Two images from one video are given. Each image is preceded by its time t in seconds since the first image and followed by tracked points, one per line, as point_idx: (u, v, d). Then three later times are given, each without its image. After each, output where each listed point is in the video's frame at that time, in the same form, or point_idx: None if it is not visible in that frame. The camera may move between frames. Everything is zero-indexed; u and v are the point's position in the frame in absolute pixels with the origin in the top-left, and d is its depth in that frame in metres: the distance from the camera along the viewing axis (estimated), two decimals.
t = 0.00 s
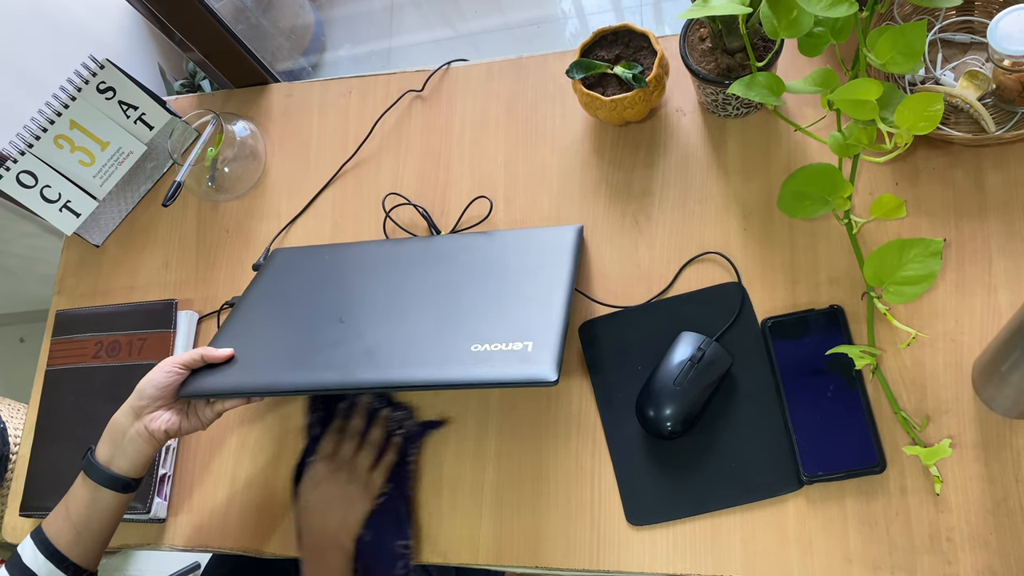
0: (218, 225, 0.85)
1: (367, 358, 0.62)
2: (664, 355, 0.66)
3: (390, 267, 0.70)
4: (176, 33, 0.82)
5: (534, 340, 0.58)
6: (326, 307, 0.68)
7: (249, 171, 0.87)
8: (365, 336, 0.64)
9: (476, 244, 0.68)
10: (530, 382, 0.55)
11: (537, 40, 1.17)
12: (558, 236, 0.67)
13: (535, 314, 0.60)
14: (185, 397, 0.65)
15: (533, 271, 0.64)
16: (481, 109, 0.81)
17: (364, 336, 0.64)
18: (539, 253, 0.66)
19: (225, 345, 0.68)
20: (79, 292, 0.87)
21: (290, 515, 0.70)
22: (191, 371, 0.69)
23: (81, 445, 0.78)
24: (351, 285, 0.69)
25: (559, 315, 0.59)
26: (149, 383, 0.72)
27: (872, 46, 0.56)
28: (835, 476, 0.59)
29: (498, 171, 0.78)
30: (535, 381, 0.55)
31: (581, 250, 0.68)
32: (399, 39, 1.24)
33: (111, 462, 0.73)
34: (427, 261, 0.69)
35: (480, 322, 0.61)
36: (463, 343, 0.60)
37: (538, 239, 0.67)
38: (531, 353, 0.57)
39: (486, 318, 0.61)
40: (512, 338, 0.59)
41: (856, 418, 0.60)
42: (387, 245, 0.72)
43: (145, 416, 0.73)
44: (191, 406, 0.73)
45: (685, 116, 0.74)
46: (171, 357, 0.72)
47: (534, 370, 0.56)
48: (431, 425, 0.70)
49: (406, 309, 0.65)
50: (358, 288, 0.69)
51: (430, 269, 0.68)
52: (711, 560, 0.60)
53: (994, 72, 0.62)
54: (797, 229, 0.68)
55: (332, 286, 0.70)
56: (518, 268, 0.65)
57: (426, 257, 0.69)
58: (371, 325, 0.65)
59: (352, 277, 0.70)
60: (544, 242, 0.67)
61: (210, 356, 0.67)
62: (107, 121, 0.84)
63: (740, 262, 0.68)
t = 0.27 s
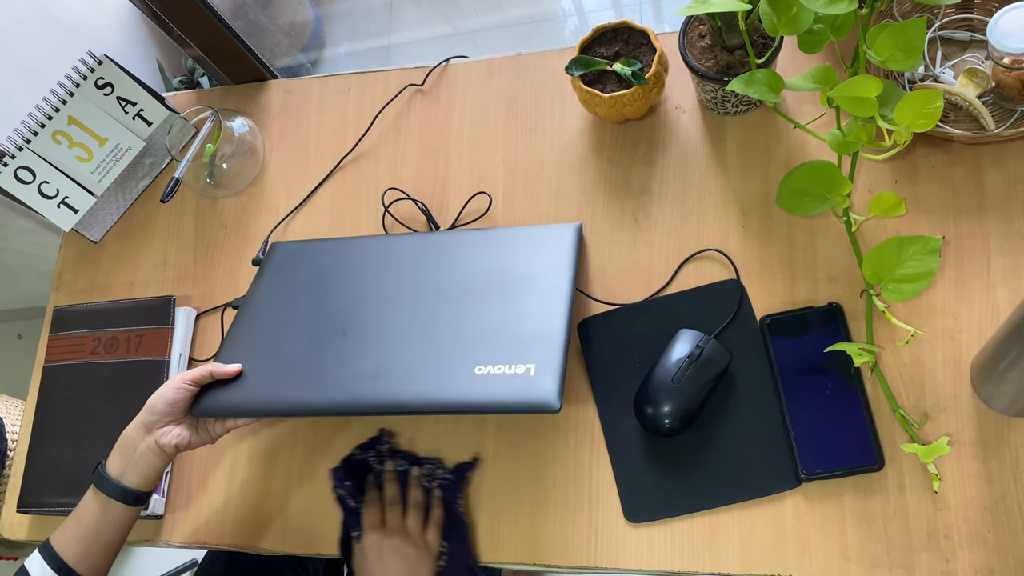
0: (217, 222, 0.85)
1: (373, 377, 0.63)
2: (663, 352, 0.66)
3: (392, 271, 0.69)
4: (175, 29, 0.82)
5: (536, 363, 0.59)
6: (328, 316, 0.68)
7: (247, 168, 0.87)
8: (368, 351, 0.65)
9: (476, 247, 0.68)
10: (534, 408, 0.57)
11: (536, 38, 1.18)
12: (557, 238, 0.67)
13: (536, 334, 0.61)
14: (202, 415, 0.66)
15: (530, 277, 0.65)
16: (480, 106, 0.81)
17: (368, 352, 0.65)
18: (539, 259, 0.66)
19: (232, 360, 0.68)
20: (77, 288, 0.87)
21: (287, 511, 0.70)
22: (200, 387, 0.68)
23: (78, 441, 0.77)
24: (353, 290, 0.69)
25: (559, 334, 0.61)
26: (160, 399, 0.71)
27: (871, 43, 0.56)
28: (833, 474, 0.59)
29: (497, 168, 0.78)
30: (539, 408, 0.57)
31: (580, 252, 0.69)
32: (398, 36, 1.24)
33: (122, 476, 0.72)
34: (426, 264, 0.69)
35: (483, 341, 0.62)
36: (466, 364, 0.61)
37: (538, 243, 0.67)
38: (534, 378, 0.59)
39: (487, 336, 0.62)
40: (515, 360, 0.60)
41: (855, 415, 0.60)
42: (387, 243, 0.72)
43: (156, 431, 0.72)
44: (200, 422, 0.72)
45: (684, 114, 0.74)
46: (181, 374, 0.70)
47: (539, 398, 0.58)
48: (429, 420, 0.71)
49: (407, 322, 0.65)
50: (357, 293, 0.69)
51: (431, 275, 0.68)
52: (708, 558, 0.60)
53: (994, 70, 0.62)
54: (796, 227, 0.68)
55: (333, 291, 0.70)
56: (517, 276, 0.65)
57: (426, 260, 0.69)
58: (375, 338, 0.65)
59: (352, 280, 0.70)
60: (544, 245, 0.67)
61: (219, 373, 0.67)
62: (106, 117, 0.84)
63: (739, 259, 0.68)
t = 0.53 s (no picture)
0: (214, 219, 0.85)
1: (377, 396, 0.64)
2: (659, 350, 0.66)
3: (393, 278, 0.70)
4: (172, 25, 0.82)
5: (537, 388, 0.61)
6: (332, 327, 0.69)
7: (244, 164, 0.86)
8: (372, 367, 0.66)
9: (478, 255, 0.69)
10: (533, 438, 0.60)
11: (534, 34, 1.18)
12: (557, 248, 0.69)
13: (537, 357, 0.63)
14: (220, 429, 0.67)
15: (532, 293, 0.66)
16: (478, 104, 0.81)
17: (372, 367, 0.66)
18: (540, 274, 0.67)
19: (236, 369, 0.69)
20: (73, 285, 0.87)
21: (283, 509, 0.70)
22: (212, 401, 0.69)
23: (74, 438, 0.77)
24: (355, 298, 0.70)
25: (558, 359, 0.63)
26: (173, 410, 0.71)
27: (870, 41, 0.56)
28: (830, 472, 0.59)
29: (495, 165, 0.78)
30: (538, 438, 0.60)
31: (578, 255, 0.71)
32: (396, 33, 1.24)
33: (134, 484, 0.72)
34: (428, 273, 0.70)
35: (486, 361, 0.64)
36: (469, 385, 0.63)
37: (538, 255, 0.69)
38: (535, 403, 0.61)
39: (489, 357, 0.64)
40: (518, 384, 0.62)
41: (852, 413, 0.60)
42: (389, 247, 0.72)
43: (168, 441, 0.72)
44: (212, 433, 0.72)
45: (682, 111, 0.74)
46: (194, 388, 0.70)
47: (538, 426, 0.60)
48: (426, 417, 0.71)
49: (410, 336, 0.67)
50: (360, 302, 0.70)
51: (433, 286, 0.69)
52: (705, 556, 0.60)
53: (992, 68, 0.62)
54: (794, 225, 0.68)
55: (335, 298, 0.71)
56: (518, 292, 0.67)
57: (427, 268, 0.70)
58: (378, 353, 0.67)
59: (354, 286, 0.71)
60: (544, 257, 0.68)
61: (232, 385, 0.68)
62: (102, 113, 0.83)
63: (737, 257, 0.68)
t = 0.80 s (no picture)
0: (212, 217, 0.85)
1: (389, 412, 0.68)
2: (657, 349, 0.66)
3: (395, 288, 0.72)
4: (171, 23, 0.82)
5: (540, 407, 0.65)
6: (339, 340, 0.71)
7: (242, 162, 0.86)
8: (381, 384, 0.69)
9: (478, 263, 0.71)
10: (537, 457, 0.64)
11: (533, 33, 1.18)
12: (555, 250, 0.70)
13: (540, 373, 0.66)
14: (241, 442, 0.70)
15: (533, 306, 0.68)
16: (477, 102, 0.81)
17: (380, 384, 0.69)
18: (539, 282, 0.69)
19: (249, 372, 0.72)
20: (71, 282, 0.87)
21: (281, 508, 0.70)
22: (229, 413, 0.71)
23: (71, 436, 0.77)
24: (359, 309, 0.72)
25: (560, 377, 0.66)
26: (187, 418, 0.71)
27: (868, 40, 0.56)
28: (827, 471, 0.59)
29: (493, 164, 0.78)
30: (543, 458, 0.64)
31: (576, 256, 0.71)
32: (395, 31, 1.24)
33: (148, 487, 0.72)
34: (429, 279, 0.71)
35: (490, 379, 0.66)
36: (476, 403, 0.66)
37: (537, 258, 0.70)
38: (538, 422, 0.64)
39: (494, 374, 0.67)
40: (522, 403, 0.65)
41: (850, 412, 0.60)
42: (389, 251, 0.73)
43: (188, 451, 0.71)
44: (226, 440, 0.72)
45: (681, 111, 0.74)
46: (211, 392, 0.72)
47: (543, 447, 0.64)
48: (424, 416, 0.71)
49: (417, 350, 0.69)
50: (365, 311, 0.72)
51: (435, 296, 0.71)
52: (702, 555, 0.60)
53: (991, 68, 0.61)
54: (792, 224, 0.68)
55: (340, 309, 0.72)
56: (518, 303, 0.69)
57: (429, 275, 0.72)
58: (386, 369, 0.69)
59: (358, 295, 0.72)
60: (543, 261, 0.70)
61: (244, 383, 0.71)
62: (100, 111, 0.83)
63: (735, 257, 0.68)
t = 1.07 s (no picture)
0: (210, 215, 0.85)
1: (389, 417, 0.68)
2: (655, 348, 0.66)
3: (394, 290, 0.72)
4: (169, 21, 0.82)
5: (540, 408, 0.65)
6: (339, 343, 0.72)
7: (240, 160, 0.86)
8: (381, 386, 0.69)
9: (476, 264, 0.71)
10: (536, 457, 0.64)
11: (532, 32, 1.18)
12: (553, 250, 0.70)
13: (539, 373, 0.66)
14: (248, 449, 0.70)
15: (532, 305, 0.68)
16: (475, 101, 0.81)
17: (381, 386, 0.69)
18: (537, 282, 0.69)
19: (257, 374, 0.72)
20: (68, 281, 0.86)
21: (279, 506, 0.70)
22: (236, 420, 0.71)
23: (69, 434, 0.77)
24: (359, 312, 0.72)
25: (558, 377, 0.66)
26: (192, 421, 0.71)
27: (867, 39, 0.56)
28: (825, 470, 0.59)
29: (492, 162, 0.78)
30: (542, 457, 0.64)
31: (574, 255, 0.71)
32: (393, 29, 1.24)
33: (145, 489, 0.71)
34: (427, 282, 0.71)
35: (490, 379, 0.67)
36: (476, 405, 0.66)
37: (535, 258, 0.70)
38: (538, 423, 0.64)
39: (492, 376, 0.67)
40: (521, 404, 0.65)
41: (848, 411, 0.60)
42: (388, 253, 0.74)
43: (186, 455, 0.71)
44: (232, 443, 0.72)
45: (679, 109, 0.74)
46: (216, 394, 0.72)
47: (542, 447, 0.64)
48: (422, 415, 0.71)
49: (415, 355, 0.69)
50: (365, 316, 0.72)
51: (434, 298, 0.71)
52: (701, 553, 0.60)
53: (990, 67, 0.61)
54: (790, 223, 0.68)
55: (340, 312, 0.73)
56: (515, 303, 0.69)
57: (427, 276, 0.72)
58: (386, 371, 0.69)
59: (358, 297, 0.73)
60: (541, 261, 0.70)
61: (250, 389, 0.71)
62: (98, 109, 0.83)
63: (733, 256, 0.68)
